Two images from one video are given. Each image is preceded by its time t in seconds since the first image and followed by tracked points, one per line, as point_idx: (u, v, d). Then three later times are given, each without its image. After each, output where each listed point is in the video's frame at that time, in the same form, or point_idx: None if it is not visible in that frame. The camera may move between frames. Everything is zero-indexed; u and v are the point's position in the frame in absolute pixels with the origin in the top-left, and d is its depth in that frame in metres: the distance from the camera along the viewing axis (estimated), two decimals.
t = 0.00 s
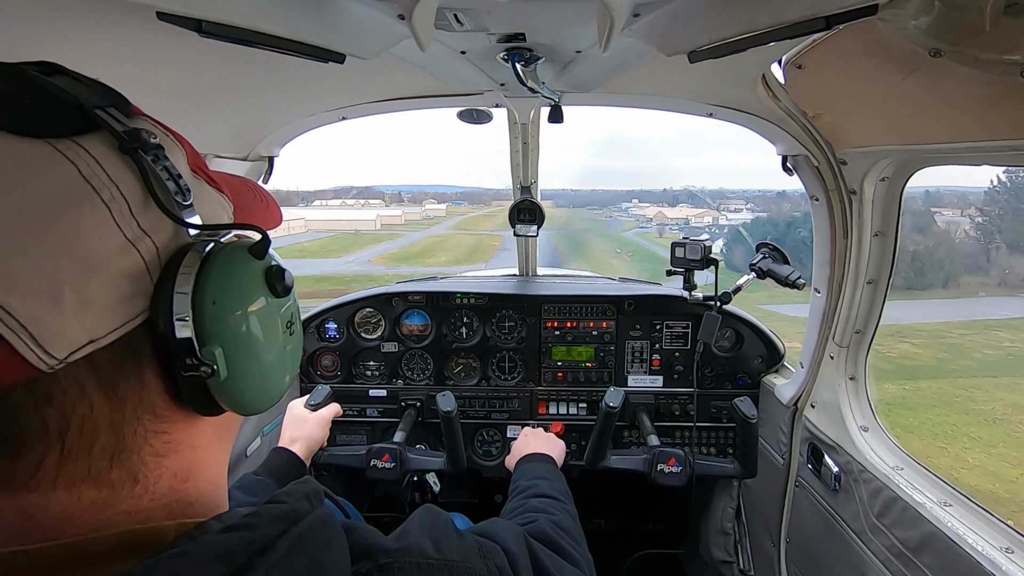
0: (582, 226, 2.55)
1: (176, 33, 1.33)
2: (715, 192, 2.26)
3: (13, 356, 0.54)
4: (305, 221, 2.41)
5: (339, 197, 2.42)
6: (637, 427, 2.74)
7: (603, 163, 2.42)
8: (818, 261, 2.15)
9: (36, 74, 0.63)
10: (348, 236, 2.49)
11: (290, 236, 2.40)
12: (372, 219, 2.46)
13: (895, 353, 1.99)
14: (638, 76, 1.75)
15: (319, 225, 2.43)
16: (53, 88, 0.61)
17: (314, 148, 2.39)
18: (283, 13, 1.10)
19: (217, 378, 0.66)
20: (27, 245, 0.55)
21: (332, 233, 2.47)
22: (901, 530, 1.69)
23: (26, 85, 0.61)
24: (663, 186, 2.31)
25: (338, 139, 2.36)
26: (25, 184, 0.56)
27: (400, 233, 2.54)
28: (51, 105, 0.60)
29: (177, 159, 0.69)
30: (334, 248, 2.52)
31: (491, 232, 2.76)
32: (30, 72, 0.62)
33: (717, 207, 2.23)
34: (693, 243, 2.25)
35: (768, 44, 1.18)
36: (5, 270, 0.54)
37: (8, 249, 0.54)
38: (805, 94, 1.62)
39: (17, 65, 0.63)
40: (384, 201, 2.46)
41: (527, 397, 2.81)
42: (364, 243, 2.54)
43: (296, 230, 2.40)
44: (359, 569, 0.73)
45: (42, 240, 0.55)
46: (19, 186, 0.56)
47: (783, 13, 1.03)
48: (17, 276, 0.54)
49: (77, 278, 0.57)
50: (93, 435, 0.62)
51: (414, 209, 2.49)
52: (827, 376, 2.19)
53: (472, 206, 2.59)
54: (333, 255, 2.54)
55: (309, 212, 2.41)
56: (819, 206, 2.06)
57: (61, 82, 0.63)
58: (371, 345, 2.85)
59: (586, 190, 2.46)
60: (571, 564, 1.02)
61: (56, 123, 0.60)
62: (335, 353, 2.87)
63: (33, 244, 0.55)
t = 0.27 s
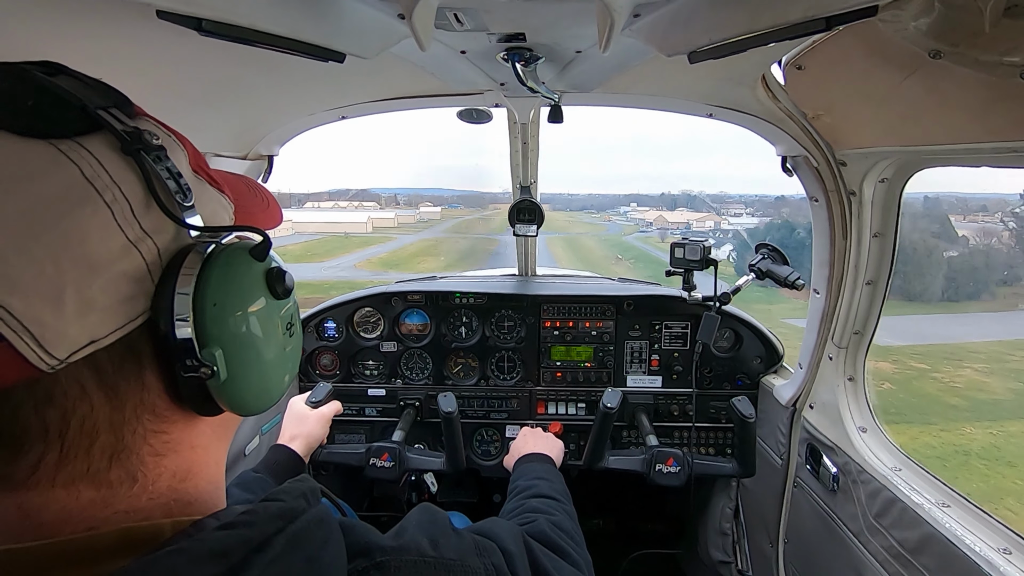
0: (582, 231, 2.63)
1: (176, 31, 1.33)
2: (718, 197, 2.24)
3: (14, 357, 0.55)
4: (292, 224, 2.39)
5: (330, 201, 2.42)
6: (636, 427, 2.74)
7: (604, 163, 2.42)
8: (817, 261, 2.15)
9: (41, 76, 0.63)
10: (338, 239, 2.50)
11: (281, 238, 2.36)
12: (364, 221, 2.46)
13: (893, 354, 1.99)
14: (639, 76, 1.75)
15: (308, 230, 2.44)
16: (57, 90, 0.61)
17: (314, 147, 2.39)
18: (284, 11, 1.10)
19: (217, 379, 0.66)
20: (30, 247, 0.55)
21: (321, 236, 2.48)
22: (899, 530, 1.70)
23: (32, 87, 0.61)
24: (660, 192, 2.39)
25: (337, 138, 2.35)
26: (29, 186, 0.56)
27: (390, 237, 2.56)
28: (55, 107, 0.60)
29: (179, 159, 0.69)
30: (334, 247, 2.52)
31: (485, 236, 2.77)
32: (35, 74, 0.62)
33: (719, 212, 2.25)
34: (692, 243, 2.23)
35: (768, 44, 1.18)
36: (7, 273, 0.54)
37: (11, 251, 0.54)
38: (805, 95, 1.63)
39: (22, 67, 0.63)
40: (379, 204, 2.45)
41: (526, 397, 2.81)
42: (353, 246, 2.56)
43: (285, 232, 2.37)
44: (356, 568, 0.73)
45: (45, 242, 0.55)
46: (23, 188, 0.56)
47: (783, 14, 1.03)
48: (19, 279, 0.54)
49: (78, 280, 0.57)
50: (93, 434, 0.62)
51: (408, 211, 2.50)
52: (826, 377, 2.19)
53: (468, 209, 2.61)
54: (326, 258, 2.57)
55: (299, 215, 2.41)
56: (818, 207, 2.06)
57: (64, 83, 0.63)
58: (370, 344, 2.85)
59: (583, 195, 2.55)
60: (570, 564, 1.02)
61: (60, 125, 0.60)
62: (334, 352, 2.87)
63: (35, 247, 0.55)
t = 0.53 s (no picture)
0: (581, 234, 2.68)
1: (174, 25, 1.33)
2: (715, 203, 2.32)
3: (17, 345, 0.54)
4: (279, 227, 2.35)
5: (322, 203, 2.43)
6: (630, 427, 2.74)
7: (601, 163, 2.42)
8: (812, 264, 2.16)
9: (42, 67, 0.62)
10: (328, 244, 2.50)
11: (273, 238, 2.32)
12: (356, 223, 2.51)
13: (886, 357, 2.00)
14: (638, 78, 1.76)
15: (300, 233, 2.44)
16: (61, 82, 0.61)
17: (312, 144, 2.39)
18: (283, 6, 1.10)
19: (217, 369, 0.66)
20: (33, 237, 0.54)
21: (310, 239, 2.44)
22: (890, 533, 1.71)
23: (33, 77, 0.61)
24: (660, 197, 2.45)
25: (335, 135, 2.34)
26: (32, 175, 0.56)
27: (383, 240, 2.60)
28: (57, 98, 0.60)
29: (180, 153, 0.69)
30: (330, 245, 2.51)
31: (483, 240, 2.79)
32: (37, 66, 0.62)
33: (719, 216, 2.30)
34: (688, 244, 2.23)
35: (767, 48, 1.18)
36: (11, 262, 0.53)
37: (14, 242, 0.54)
38: (802, 99, 1.64)
39: (24, 58, 0.63)
40: (374, 207, 2.51)
41: (521, 396, 2.82)
42: (341, 250, 2.58)
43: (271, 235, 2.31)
44: (351, 567, 0.73)
45: (48, 231, 0.55)
46: (26, 177, 0.55)
47: (782, 17, 1.03)
48: (22, 268, 0.53)
49: (82, 269, 0.56)
50: (94, 424, 0.62)
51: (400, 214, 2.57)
52: (820, 379, 2.20)
53: (465, 213, 2.64)
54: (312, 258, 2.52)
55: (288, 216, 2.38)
56: (814, 210, 2.08)
57: (67, 76, 0.63)
58: (365, 342, 2.84)
59: (580, 199, 2.60)
60: (565, 565, 1.02)
61: (63, 116, 0.59)
62: (329, 349, 2.86)
63: (39, 236, 0.54)
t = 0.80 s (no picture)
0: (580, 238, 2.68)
1: (172, 20, 1.32)
2: (718, 207, 2.29)
3: (21, 342, 0.53)
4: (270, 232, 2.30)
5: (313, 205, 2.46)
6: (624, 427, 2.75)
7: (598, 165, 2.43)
8: (807, 267, 2.17)
9: (47, 62, 0.62)
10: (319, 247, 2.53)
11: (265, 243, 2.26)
12: (349, 227, 2.56)
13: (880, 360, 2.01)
14: (636, 79, 1.76)
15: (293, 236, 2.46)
16: (67, 76, 0.61)
17: (309, 141, 2.38)
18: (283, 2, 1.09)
19: (221, 368, 0.66)
20: (36, 231, 0.54)
21: (300, 244, 2.47)
22: (882, 535, 1.72)
23: (40, 72, 0.60)
24: (660, 199, 2.42)
25: (332, 132, 2.33)
26: (37, 170, 0.55)
27: (376, 244, 2.68)
28: (63, 92, 0.59)
29: (186, 150, 0.68)
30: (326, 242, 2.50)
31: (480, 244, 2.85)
32: (44, 61, 0.62)
33: (724, 219, 2.25)
34: (684, 245, 2.23)
35: (763, 50, 1.18)
36: (14, 256, 0.52)
37: (18, 236, 0.53)
38: (798, 101, 1.64)
39: (30, 53, 0.63)
40: (371, 211, 2.59)
41: (516, 396, 2.81)
42: (330, 254, 2.61)
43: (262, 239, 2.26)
44: (353, 567, 0.73)
45: (52, 226, 0.54)
46: (30, 171, 0.55)
47: (782, 21, 1.04)
48: (27, 263, 0.53)
49: (86, 266, 0.55)
50: (98, 421, 0.62)
51: (392, 217, 2.64)
52: (814, 382, 2.21)
53: (463, 217, 2.69)
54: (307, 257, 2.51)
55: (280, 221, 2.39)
56: (810, 213, 2.09)
57: (73, 71, 0.63)
58: (361, 340, 2.83)
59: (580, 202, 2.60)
60: (563, 567, 1.02)
61: (69, 111, 0.59)
62: (324, 347, 2.85)
63: (43, 231, 0.54)
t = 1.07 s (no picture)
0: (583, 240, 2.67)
1: (171, 22, 1.32)
2: (721, 208, 2.29)
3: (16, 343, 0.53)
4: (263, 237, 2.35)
5: (310, 209, 2.48)
6: (623, 430, 2.75)
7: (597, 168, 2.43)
8: (805, 270, 2.18)
9: (43, 62, 0.62)
10: (308, 251, 2.54)
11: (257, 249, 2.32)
12: (343, 230, 2.56)
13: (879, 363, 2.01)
14: (634, 81, 1.76)
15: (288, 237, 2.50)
16: (62, 77, 0.60)
17: (307, 143, 2.38)
18: (282, 5, 1.09)
19: (218, 369, 0.66)
20: (33, 233, 0.54)
21: (291, 247, 2.52)
22: (880, 538, 1.71)
23: (35, 72, 0.60)
24: (662, 200, 2.41)
25: (330, 135, 2.33)
26: (32, 170, 0.55)
27: (369, 248, 2.69)
28: (58, 92, 0.59)
29: (182, 151, 0.68)
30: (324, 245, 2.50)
31: (479, 246, 2.87)
32: (39, 62, 0.62)
33: (730, 221, 2.26)
34: (683, 248, 2.20)
35: (761, 53, 1.19)
36: (11, 257, 0.52)
37: (15, 238, 0.53)
38: (796, 104, 1.65)
39: (27, 53, 0.63)
40: (369, 213, 2.58)
41: (514, 398, 2.81)
42: (321, 258, 2.60)
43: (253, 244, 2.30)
44: (352, 570, 0.72)
45: (48, 228, 0.54)
46: (26, 172, 0.55)
47: (779, 23, 1.04)
48: (22, 265, 0.53)
49: (82, 267, 0.55)
50: (93, 424, 0.61)
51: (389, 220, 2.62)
52: (812, 384, 2.21)
53: (462, 219, 2.70)
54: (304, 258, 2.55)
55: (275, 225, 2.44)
56: (808, 216, 2.09)
57: (68, 72, 0.62)
58: (359, 342, 2.83)
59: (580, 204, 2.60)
60: (561, 570, 1.02)
61: (64, 111, 0.59)
62: (322, 350, 2.85)
63: (39, 233, 0.54)
